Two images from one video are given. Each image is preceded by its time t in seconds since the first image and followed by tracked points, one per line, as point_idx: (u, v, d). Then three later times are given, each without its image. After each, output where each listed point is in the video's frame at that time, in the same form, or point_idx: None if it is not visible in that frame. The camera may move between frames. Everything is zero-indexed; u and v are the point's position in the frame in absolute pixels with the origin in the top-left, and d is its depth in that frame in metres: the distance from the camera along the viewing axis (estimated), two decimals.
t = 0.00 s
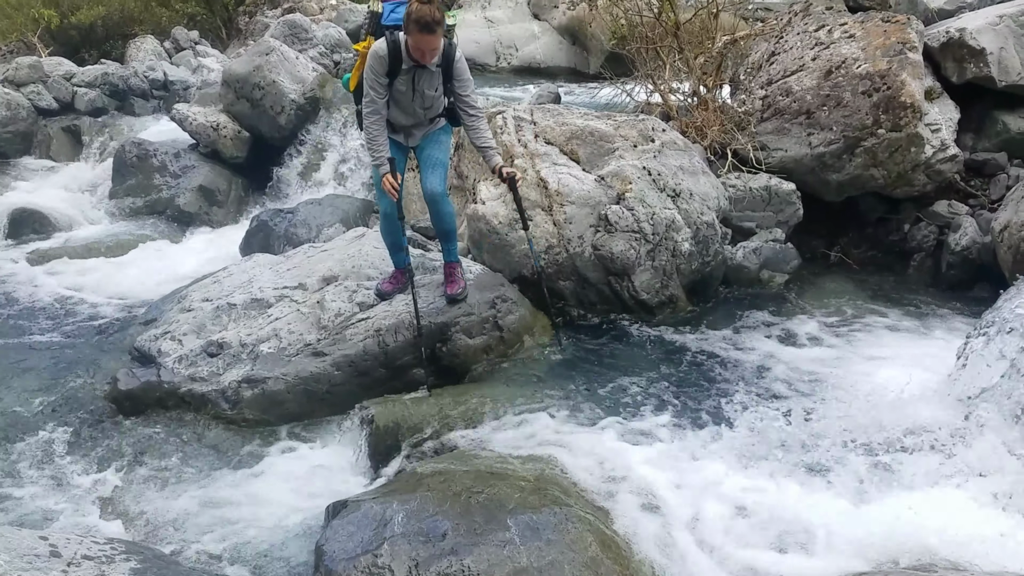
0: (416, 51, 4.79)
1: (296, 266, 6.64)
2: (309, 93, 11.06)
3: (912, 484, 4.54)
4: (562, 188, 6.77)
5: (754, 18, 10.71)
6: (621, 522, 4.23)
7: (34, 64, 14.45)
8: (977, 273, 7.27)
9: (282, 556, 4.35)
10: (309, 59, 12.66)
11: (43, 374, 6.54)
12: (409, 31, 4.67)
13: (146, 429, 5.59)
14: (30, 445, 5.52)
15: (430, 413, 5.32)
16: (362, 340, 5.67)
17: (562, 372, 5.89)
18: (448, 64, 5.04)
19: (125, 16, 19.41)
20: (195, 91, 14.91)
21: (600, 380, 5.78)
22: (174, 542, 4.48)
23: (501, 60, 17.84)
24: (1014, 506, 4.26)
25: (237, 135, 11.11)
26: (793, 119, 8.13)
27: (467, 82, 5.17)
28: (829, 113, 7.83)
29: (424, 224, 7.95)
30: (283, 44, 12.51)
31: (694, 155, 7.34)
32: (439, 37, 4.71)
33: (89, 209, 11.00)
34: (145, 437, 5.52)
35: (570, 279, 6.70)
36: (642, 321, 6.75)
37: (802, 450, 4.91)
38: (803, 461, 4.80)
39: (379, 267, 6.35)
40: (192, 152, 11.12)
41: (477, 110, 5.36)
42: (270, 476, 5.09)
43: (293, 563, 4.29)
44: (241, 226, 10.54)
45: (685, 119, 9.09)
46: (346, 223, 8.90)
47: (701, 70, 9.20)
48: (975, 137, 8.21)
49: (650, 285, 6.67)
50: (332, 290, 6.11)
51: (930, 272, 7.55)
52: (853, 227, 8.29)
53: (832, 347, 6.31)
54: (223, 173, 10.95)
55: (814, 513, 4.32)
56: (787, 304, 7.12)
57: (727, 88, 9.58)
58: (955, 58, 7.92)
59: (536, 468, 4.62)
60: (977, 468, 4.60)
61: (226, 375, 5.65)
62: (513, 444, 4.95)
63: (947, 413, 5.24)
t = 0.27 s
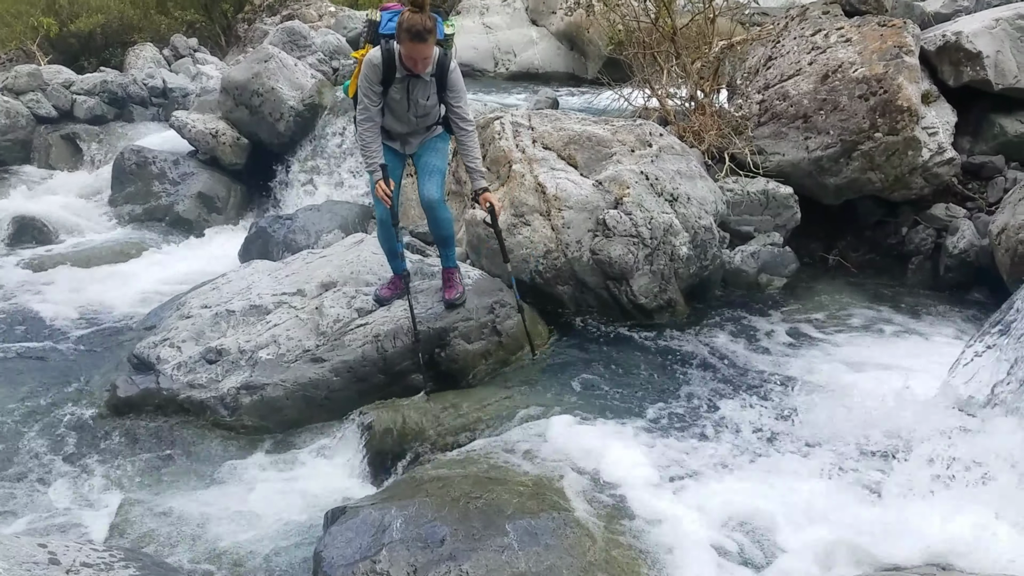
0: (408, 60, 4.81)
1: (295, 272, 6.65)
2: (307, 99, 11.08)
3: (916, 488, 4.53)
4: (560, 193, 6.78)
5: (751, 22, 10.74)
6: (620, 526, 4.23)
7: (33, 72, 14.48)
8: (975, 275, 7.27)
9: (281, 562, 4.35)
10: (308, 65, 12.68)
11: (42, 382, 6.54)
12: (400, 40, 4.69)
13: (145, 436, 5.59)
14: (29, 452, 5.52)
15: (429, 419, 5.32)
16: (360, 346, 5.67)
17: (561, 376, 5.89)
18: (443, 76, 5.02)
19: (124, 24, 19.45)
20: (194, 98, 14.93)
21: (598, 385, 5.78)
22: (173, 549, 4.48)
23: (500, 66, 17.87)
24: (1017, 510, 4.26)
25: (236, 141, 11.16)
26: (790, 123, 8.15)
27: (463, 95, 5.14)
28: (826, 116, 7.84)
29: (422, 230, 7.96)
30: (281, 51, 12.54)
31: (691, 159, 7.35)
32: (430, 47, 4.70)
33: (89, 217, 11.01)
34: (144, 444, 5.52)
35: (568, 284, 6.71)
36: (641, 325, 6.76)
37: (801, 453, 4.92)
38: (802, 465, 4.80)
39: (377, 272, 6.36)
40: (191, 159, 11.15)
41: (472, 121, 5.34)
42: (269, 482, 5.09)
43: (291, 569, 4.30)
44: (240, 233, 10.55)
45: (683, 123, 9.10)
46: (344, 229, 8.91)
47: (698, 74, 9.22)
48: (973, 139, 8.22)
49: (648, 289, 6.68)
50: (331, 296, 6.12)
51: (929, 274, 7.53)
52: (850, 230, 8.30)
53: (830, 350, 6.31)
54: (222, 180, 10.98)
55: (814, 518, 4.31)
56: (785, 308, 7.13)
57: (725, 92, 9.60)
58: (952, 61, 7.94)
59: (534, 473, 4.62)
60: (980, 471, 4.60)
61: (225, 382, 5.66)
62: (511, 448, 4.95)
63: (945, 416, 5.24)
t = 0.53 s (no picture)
0: (401, 62, 4.82)
1: (294, 276, 6.66)
2: (307, 103, 11.10)
3: (915, 490, 4.53)
4: (559, 197, 6.77)
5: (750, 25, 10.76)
6: (617, 530, 4.23)
7: (34, 77, 14.52)
8: (975, 278, 7.25)
9: (279, 565, 4.35)
10: (307, 69, 12.71)
11: (42, 386, 6.55)
12: (391, 41, 4.71)
13: (145, 440, 5.59)
14: (29, 456, 5.52)
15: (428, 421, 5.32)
16: (359, 349, 5.67)
17: (560, 379, 5.88)
18: (437, 76, 5.02)
19: (124, 28, 19.49)
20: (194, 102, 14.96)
21: (597, 387, 5.78)
22: (173, 552, 4.48)
23: (499, 69, 17.92)
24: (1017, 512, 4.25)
25: (236, 146, 11.20)
26: (789, 126, 8.16)
27: (458, 95, 5.13)
28: (824, 119, 7.85)
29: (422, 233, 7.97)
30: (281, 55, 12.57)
31: (690, 162, 7.36)
32: (422, 46, 4.71)
33: (89, 221, 11.03)
34: (144, 447, 5.52)
35: (568, 287, 6.72)
36: (641, 328, 6.76)
37: (800, 455, 4.92)
38: (801, 467, 4.79)
39: (376, 276, 6.37)
40: (191, 163, 11.19)
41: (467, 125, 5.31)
42: (268, 485, 5.09)
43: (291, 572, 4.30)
44: (240, 236, 10.57)
45: (682, 126, 9.11)
46: (344, 232, 8.93)
47: (697, 77, 9.24)
48: (972, 142, 8.23)
49: (648, 292, 6.69)
50: (330, 299, 6.12)
51: (928, 277, 7.58)
52: (849, 233, 8.30)
53: (830, 353, 6.30)
54: (222, 184, 11.00)
55: (813, 520, 4.31)
56: (785, 310, 7.13)
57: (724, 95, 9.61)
58: (950, 63, 7.96)
59: (533, 476, 4.62)
60: (980, 472, 4.60)
61: (224, 386, 5.66)
62: (510, 451, 4.96)
63: (945, 418, 5.23)
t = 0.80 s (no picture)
0: (405, 52, 4.81)
1: (293, 277, 6.65)
2: (305, 104, 11.10)
3: (915, 490, 4.53)
4: (557, 197, 6.76)
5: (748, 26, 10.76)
6: (617, 530, 4.23)
7: (32, 79, 14.52)
8: (973, 278, 7.26)
9: (279, 566, 4.35)
10: (306, 70, 12.70)
11: (40, 388, 6.54)
12: (394, 32, 4.70)
13: (143, 442, 5.59)
14: (27, 458, 5.52)
15: (427, 423, 5.32)
16: (358, 350, 5.67)
17: (558, 380, 5.89)
18: (444, 62, 5.00)
19: (122, 30, 19.52)
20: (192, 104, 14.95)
21: (596, 388, 5.78)
22: (172, 553, 4.48)
23: (498, 70, 17.95)
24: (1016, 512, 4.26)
25: (235, 147, 11.18)
26: (787, 127, 8.16)
27: (465, 80, 5.11)
28: (823, 119, 7.85)
29: (421, 234, 7.97)
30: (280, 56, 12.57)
31: (689, 162, 7.36)
32: (423, 34, 4.70)
33: (87, 223, 11.03)
34: (142, 449, 5.52)
35: (566, 288, 6.70)
36: (640, 329, 6.75)
37: (800, 456, 4.91)
38: (800, 467, 4.79)
39: (375, 277, 6.36)
40: (190, 165, 11.17)
41: (476, 108, 5.30)
42: (266, 487, 5.09)
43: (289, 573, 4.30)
44: (239, 238, 10.57)
45: (680, 127, 9.11)
46: (343, 233, 8.93)
47: (695, 78, 9.24)
48: (970, 142, 8.23)
49: (646, 292, 6.70)
50: (329, 300, 6.12)
51: (926, 277, 7.61)
52: (848, 233, 8.31)
53: (828, 353, 6.30)
54: (220, 185, 11.00)
55: (811, 519, 4.32)
56: (783, 311, 7.13)
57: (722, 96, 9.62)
58: (948, 64, 7.97)
59: (532, 477, 4.61)
60: (978, 473, 4.60)
61: (223, 387, 5.66)
62: (509, 451, 4.96)
63: (945, 418, 5.23)
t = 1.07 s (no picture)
0: (414, 45, 4.81)
1: (292, 278, 6.65)
2: (304, 106, 11.10)
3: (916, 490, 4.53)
4: (557, 199, 6.77)
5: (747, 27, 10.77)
6: (617, 530, 4.24)
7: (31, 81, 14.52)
8: (972, 278, 7.27)
9: (278, 567, 4.35)
10: (305, 72, 12.70)
11: (39, 390, 6.54)
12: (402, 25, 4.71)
13: (142, 444, 5.58)
14: (26, 460, 5.51)
15: (426, 424, 5.32)
16: (357, 352, 5.67)
17: (558, 381, 5.89)
18: (453, 56, 4.96)
19: (121, 32, 19.54)
20: (192, 105, 14.95)
21: (596, 389, 5.79)
22: (171, 555, 4.48)
23: (497, 71, 17.95)
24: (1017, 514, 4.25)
25: (234, 148, 11.16)
26: (786, 127, 8.16)
27: (475, 74, 5.06)
28: (822, 120, 7.85)
29: (420, 235, 7.97)
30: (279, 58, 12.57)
31: (688, 163, 7.37)
32: (430, 27, 4.69)
33: (86, 225, 11.02)
34: (141, 451, 5.51)
35: (565, 288, 6.71)
36: (639, 330, 6.73)
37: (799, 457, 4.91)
38: (799, 468, 4.80)
39: (374, 278, 6.37)
40: (189, 166, 11.17)
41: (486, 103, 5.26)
42: (265, 488, 5.09)
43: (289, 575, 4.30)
44: (238, 239, 10.58)
45: (679, 128, 9.10)
46: (342, 234, 8.92)
47: (694, 79, 9.24)
48: (969, 143, 8.23)
49: (645, 293, 6.68)
50: (328, 301, 6.12)
51: (926, 277, 7.63)
52: (846, 234, 8.31)
53: (827, 354, 6.30)
54: (219, 187, 11.00)
55: (810, 519, 4.32)
56: (783, 312, 7.13)
57: (721, 97, 9.62)
58: (947, 64, 7.97)
59: (531, 478, 4.61)
60: (979, 474, 4.60)
61: (222, 389, 5.66)
62: (509, 451, 4.97)
63: (944, 419, 5.23)
